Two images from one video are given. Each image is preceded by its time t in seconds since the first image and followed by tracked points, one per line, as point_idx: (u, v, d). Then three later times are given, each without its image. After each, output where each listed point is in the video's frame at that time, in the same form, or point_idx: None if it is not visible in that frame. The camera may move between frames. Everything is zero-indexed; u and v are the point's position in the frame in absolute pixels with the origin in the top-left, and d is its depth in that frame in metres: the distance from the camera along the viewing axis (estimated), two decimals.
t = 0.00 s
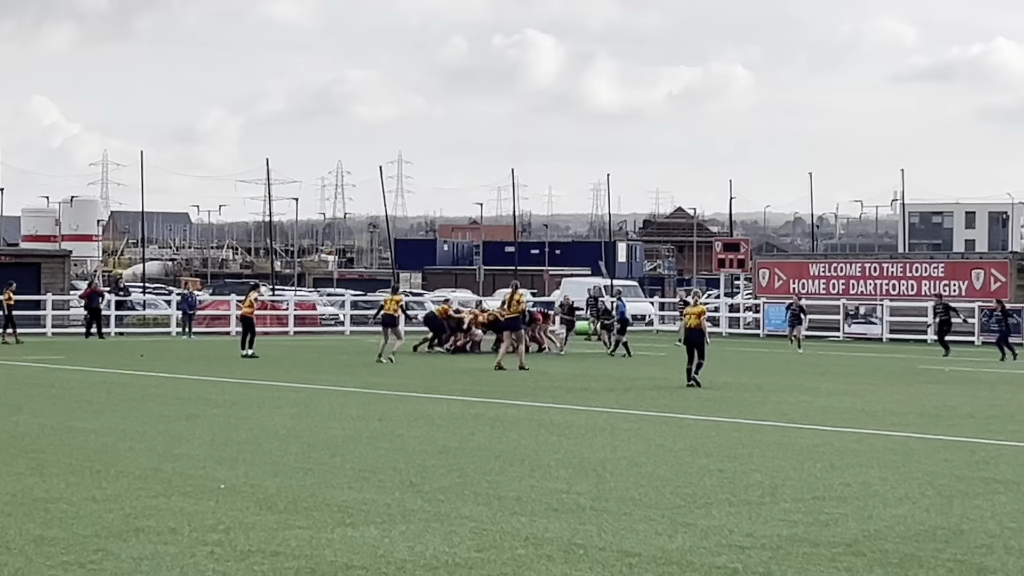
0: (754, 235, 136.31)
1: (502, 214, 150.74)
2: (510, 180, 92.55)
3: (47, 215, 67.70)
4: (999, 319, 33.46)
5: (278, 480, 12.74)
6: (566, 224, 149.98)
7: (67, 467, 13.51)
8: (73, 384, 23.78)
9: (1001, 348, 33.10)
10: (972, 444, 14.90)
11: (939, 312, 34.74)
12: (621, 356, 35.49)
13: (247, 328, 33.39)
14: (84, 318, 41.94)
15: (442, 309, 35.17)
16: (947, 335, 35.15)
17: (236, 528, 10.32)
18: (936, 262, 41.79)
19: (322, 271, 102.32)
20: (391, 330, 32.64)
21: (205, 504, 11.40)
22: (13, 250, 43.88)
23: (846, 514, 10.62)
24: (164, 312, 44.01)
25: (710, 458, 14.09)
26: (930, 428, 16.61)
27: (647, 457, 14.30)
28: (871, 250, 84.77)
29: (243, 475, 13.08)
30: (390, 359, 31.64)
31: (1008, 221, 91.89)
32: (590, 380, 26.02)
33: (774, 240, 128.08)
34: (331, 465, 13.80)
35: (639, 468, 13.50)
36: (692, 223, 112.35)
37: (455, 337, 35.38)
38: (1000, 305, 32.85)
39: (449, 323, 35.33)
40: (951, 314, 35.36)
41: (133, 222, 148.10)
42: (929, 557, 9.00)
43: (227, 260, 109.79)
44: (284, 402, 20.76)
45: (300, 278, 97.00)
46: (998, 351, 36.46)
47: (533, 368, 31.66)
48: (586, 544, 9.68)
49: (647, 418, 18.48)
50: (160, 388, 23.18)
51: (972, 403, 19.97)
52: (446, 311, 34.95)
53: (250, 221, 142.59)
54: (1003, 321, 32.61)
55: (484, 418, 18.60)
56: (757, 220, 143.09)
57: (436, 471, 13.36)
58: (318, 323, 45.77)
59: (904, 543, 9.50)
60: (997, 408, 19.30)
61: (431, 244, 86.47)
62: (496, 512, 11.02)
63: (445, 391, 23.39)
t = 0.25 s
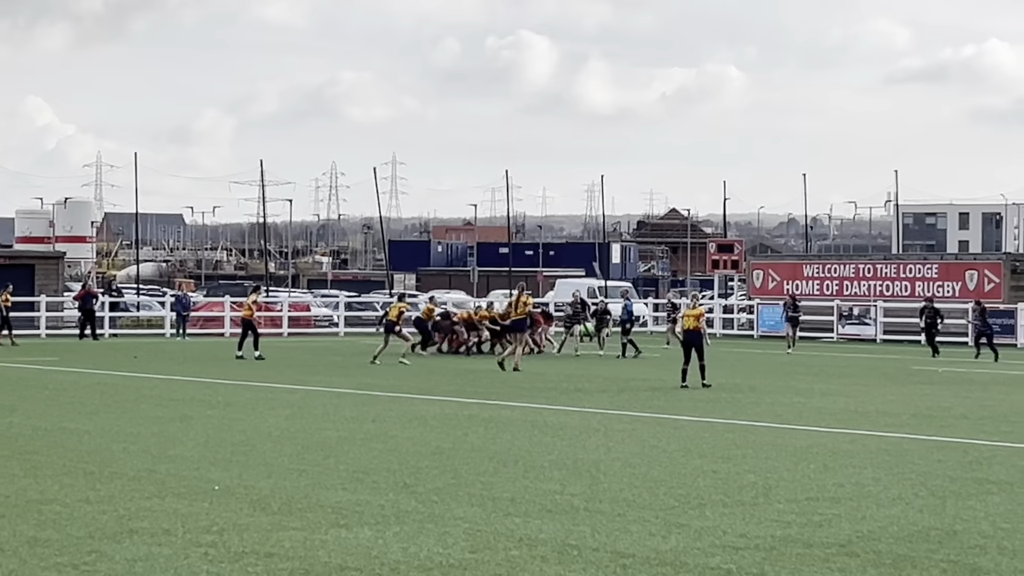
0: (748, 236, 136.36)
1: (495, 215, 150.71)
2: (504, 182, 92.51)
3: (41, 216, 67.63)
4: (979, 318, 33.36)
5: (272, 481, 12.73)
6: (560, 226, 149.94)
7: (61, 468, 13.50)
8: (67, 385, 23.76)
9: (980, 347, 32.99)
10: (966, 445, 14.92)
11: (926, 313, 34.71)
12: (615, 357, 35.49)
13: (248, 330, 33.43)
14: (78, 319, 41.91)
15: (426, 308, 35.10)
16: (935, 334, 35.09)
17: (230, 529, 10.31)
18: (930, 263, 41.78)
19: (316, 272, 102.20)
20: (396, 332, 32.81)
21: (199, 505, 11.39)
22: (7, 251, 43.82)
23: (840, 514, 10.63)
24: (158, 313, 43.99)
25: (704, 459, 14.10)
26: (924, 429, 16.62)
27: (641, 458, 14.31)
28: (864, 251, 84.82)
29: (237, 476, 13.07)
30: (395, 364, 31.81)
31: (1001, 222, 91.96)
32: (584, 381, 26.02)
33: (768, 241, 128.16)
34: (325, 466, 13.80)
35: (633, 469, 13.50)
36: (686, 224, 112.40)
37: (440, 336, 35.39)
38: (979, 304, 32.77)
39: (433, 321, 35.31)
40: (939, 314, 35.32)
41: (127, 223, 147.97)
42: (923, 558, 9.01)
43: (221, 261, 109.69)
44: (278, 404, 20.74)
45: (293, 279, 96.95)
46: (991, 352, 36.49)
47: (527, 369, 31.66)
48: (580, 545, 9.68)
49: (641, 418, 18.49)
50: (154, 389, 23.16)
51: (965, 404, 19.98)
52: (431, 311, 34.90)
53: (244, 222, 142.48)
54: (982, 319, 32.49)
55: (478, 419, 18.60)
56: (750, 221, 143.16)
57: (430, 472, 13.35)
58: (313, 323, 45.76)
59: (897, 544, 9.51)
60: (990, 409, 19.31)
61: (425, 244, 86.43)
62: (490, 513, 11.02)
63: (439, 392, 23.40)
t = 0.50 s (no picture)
0: (739, 237, 136.49)
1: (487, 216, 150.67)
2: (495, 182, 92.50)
3: (32, 217, 67.47)
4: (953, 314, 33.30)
5: (264, 482, 12.71)
6: (552, 226, 149.94)
7: (53, 469, 13.46)
8: (58, 386, 23.69)
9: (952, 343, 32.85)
10: (957, 445, 14.94)
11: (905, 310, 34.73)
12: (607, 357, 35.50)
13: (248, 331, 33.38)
14: (70, 320, 41.81)
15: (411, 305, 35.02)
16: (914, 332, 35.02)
17: (222, 530, 10.28)
18: (921, 264, 41.91)
19: (308, 273, 102.07)
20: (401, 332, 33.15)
21: (191, 506, 11.36)
22: None
23: (832, 515, 10.64)
24: (150, 313, 43.92)
25: (696, 460, 14.12)
26: (915, 429, 16.66)
27: (632, 458, 14.32)
28: (856, 251, 84.91)
29: (230, 477, 13.05)
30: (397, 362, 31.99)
31: (993, 223, 92.13)
32: (576, 382, 26.03)
33: (759, 242, 128.26)
34: (317, 466, 13.79)
35: (624, 469, 13.51)
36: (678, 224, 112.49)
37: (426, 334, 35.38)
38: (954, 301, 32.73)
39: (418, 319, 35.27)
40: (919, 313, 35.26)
41: (118, 224, 147.75)
42: (914, 558, 9.02)
43: (213, 262, 109.55)
44: (270, 405, 20.71)
45: (285, 280, 96.87)
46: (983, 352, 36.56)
47: (519, 370, 31.67)
48: (572, 545, 9.68)
49: (633, 419, 18.51)
50: (146, 390, 23.12)
51: (957, 405, 20.02)
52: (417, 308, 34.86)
53: (236, 223, 142.30)
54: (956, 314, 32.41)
55: (470, 420, 18.59)
56: (742, 222, 143.31)
57: (422, 473, 13.34)
58: (304, 324, 45.72)
59: (888, 544, 9.51)
60: (982, 409, 19.35)
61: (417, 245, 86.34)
62: (481, 514, 11.01)
63: (431, 393, 23.38)
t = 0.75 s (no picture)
0: (728, 237, 136.66)
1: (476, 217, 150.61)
2: (484, 183, 92.55)
3: (20, 218, 67.25)
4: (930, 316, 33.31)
5: (252, 483, 12.67)
6: (541, 227, 149.98)
7: (40, 471, 13.39)
8: (47, 388, 23.59)
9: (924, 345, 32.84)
10: (945, 445, 14.97)
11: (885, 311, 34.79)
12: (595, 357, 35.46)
13: (245, 330, 33.29)
14: (58, 322, 41.68)
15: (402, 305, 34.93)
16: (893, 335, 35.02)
17: (210, 531, 10.24)
18: (910, 264, 42.02)
19: (297, 274, 101.97)
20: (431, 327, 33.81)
21: (179, 508, 11.32)
22: None
23: (820, 515, 10.65)
24: (139, 315, 43.80)
25: (685, 460, 14.12)
26: (903, 429, 16.69)
27: (620, 459, 14.32)
28: (844, 251, 85.04)
29: (218, 478, 13.01)
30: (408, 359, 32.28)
31: (981, 223, 92.40)
32: (565, 383, 26.04)
33: (748, 243, 128.49)
34: (306, 467, 13.76)
35: (613, 469, 13.51)
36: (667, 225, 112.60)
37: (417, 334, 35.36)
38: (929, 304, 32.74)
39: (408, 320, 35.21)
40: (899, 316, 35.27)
41: (106, 224, 147.39)
42: (903, 558, 9.02)
43: (201, 263, 109.30)
44: (259, 406, 20.67)
45: (274, 281, 96.71)
46: (971, 352, 36.66)
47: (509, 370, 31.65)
48: (560, 546, 9.67)
49: (622, 419, 18.51)
50: (135, 391, 23.05)
51: (945, 405, 20.07)
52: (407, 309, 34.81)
53: (224, 225, 142.05)
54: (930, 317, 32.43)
55: (459, 421, 18.58)
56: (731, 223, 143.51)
57: (411, 474, 13.32)
58: (293, 325, 45.65)
59: (876, 544, 9.52)
60: (970, 409, 19.40)
61: (405, 246, 86.24)
62: (470, 514, 11.00)
63: (421, 393, 23.36)
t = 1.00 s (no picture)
0: (713, 237, 136.87)
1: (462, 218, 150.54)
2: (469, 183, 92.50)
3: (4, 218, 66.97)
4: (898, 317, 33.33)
5: (237, 484, 12.62)
6: (526, 227, 149.98)
7: (25, 472, 13.33)
8: (30, 389, 23.49)
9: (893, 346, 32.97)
10: (929, 445, 15.01)
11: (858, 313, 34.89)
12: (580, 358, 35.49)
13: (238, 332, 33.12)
14: (41, 322, 41.52)
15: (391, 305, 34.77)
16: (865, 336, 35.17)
17: (194, 532, 10.20)
18: (894, 265, 42.03)
19: (281, 274, 101.80)
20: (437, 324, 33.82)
21: (164, 509, 11.27)
22: None
23: (804, 515, 10.66)
24: (123, 315, 43.65)
25: (670, 460, 14.11)
26: (887, 429, 16.73)
27: (605, 459, 14.32)
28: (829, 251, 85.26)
29: (203, 479, 12.97)
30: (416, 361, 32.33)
31: (965, 223, 92.74)
32: (551, 383, 26.05)
33: (733, 243, 128.77)
34: (290, 468, 13.71)
35: (598, 470, 13.51)
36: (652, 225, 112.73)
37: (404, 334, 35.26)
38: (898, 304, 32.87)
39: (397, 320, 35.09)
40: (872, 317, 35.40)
41: (90, 225, 146.90)
42: (887, 558, 9.04)
43: (186, 264, 108.99)
44: (243, 406, 20.63)
45: (259, 282, 96.48)
46: (955, 352, 36.79)
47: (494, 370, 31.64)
48: (545, 547, 9.65)
49: (607, 420, 18.52)
50: (119, 392, 22.97)
51: (929, 405, 20.14)
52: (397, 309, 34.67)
53: (209, 225, 141.71)
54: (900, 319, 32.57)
55: (445, 421, 18.57)
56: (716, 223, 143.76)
57: (396, 474, 13.29)
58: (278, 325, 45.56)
59: (861, 544, 9.53)
60: (954, 410, 19.46)
61: (391, 247, 86.13)
62: (455, 515, 10.98)
63: (406, 394, 23.34)
